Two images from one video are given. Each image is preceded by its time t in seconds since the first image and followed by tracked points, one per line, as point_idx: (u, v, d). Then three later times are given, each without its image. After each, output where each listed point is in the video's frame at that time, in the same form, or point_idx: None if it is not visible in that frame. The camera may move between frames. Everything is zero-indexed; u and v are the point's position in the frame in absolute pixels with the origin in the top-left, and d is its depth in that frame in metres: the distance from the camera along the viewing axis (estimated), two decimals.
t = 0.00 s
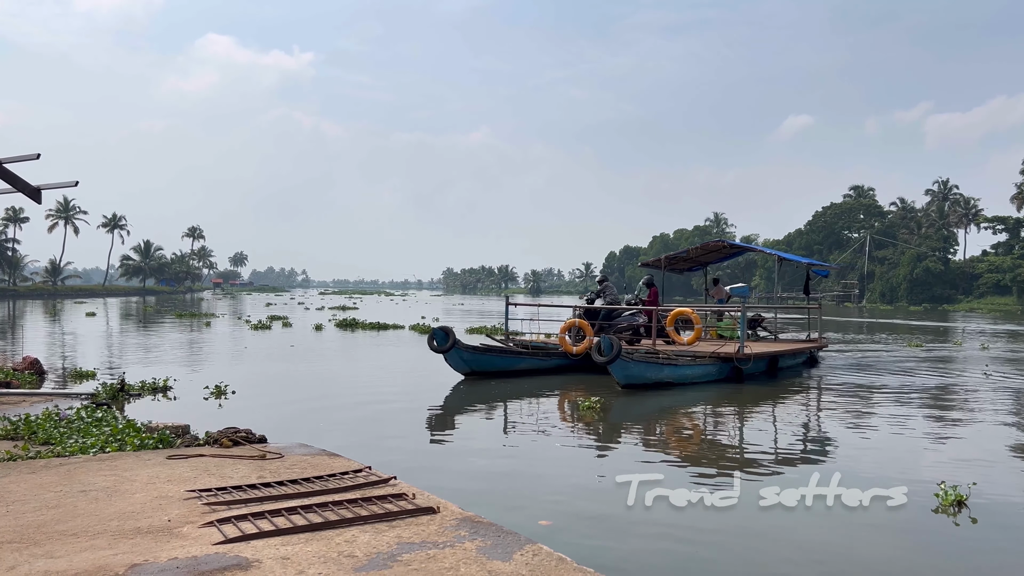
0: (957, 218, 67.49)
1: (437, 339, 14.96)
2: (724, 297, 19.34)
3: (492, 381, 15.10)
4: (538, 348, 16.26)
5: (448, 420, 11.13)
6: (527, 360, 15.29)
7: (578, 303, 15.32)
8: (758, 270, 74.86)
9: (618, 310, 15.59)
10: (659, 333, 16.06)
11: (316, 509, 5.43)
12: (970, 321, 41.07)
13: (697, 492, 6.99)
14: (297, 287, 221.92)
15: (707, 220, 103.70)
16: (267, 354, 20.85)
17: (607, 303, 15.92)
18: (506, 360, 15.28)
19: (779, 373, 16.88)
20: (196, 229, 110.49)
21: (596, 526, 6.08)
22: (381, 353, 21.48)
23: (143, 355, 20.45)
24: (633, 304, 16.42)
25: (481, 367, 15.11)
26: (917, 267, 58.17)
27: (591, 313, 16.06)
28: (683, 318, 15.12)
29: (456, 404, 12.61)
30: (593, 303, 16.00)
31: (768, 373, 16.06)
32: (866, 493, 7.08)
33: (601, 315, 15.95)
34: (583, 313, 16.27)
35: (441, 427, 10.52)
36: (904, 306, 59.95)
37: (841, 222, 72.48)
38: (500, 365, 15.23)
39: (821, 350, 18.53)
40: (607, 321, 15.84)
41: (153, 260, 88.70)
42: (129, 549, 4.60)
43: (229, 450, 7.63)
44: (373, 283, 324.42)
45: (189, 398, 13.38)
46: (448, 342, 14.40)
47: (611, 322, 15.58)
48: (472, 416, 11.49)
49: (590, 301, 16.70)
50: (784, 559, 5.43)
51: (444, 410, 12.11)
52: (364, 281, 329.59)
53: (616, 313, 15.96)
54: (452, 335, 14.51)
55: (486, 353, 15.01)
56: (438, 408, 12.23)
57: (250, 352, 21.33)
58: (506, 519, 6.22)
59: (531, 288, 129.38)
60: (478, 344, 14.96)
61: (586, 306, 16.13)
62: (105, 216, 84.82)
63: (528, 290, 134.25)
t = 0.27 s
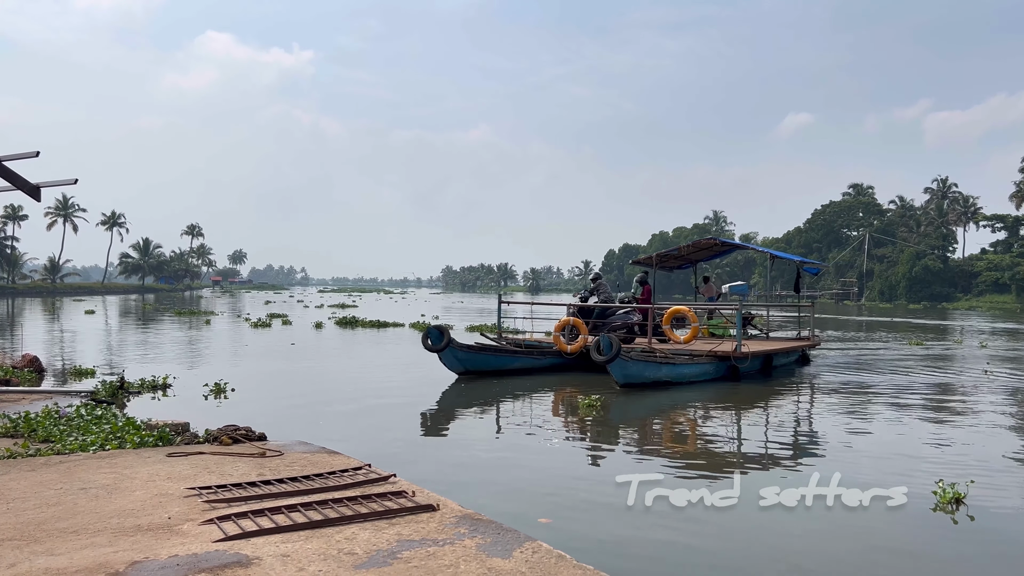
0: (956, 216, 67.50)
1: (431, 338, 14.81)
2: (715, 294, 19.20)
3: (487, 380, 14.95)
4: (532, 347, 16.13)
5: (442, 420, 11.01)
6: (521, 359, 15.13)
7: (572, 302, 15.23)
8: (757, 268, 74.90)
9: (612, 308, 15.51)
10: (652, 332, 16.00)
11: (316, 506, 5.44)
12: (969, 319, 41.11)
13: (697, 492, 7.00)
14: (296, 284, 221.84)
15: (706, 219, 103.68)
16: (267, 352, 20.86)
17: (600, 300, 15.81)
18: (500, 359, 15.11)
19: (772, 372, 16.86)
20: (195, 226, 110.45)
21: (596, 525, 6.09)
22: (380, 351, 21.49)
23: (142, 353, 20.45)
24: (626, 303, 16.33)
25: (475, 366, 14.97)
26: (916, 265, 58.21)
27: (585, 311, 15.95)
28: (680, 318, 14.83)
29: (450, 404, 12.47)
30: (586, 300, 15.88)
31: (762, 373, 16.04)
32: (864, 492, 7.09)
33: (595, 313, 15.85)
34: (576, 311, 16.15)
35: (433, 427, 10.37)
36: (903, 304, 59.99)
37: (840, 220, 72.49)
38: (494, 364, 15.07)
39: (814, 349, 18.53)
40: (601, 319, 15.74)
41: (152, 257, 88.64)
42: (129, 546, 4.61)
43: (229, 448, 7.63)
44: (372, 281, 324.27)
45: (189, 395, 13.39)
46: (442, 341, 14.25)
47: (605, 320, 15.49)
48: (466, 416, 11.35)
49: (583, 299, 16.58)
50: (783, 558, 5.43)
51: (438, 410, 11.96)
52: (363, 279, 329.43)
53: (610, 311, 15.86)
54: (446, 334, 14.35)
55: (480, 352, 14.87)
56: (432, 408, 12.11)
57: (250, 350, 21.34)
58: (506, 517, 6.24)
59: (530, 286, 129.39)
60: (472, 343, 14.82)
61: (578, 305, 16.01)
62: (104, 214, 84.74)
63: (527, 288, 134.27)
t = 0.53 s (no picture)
0: (954, 212, 67.55)
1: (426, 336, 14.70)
2: (702, 290, 19.12)
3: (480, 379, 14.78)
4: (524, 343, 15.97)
5: (437, 417, 10.91)
6: (515, 356, 15.01)
7: (563, 298, 15.04)
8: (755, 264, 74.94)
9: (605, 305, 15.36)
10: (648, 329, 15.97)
11: (316, 502, 5.45)
12: (967, 316, 41.16)
13: (697, 492, 6.98)
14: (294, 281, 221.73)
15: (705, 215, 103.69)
16: (265, 349, 20.86)
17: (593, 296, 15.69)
18: (495, 357, 14.99)
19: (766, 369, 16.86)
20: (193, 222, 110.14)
21: (596, 522, 6.08)
22: (379, 347, 21.51)
23: (140, 349, 20.43)
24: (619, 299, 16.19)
25: (468, 364, 14.79)
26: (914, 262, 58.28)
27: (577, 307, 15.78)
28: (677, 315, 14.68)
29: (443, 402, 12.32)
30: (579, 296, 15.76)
31: (755, 371, 16.04)
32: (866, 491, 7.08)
33: (588, 310, 15.68)
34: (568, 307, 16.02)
35: (427, 425, 10.22)
36: (901, 301, 60.06)
37: (838, 217, 72.54)
38: (488, 361, 14.95)
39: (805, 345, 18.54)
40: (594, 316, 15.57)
41: (149, 253, 88.52)
42: (129, 541, 4.62)
43: (229, 444, 7.64)
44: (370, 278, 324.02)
45: (188, 391, 13.40)
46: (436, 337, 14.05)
47: (598, 317, 15.37)
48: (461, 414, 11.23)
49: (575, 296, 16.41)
50: (788, 558, 5.40)
51: (431, 408, 11.80)
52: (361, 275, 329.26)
53: (603, 307, 15.70)
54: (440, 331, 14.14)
55: (473, 349, 14.71)
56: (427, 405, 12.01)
57: (248, 346, 21.34)
58: (506, 513, 6.26)
59: (528, 282, 129.39)
60: (466, 341, 14.66)
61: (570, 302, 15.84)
62: (102, 210, 84.62)
63: (525, 285, 134.27)
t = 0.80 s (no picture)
0: (949, 207, 67.67)
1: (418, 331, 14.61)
2: (689, 285, 18.62)
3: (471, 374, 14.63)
4: (515, 338, 15.87)
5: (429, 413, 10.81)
6: (508, 352, 14.89)
7: (554, 294, 14.90)
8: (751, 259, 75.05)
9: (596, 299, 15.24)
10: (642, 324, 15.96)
11: (312, 496, 5.46)
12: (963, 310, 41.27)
13: (697, 491, 6.76)
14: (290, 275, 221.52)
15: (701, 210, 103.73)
16: (261, 343, 20.84)
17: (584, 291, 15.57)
18: (487, 352, 14.87)
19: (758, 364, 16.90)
20: (188, 216, 109.86)
21: (592, 516, 6.08)
22: (375, 341, 21.52)
23: (136, 343, 20.42)
24: (609, 293, 16.08)
25: (460, 360, 14.64)
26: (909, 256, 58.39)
27: (567, 302, 15.64)
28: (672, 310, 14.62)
29: (435, 398, 12.17)
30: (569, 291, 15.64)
31: (748, 366, 16.07)
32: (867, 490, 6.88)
33: (578, 304, 15.54)
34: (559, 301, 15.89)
35: (419, 422, 10.08)
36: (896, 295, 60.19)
37: (834, 211, 72.64)
38: (481, 356, 14.84)
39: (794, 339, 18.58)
40: (584, 310, 15.44)
41: (145, 247, 88.32)
42: (126, 535, 4.62)
43: (225, 438, 7.64)
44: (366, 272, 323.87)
45: (184, 385, 13.40)
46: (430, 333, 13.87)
47: (589, 311, 15.25)
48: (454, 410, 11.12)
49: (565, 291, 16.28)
50: (794, 563, 5.19)
51: (423, 404, 11.65)
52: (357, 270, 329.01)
53: (594, 302, 15.57)
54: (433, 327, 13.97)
55: (465, 345, 14.55)
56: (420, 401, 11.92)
57: (244, 340, 21.33)
58: (503, 507, 6.27)
59: (524, 276, 129.37)
60: (458, 336, 14.50)
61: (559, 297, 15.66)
62: (97, 204, 84.39)
63: (521, 279, 134.26)
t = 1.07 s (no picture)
0: (942, 198, 67.79)
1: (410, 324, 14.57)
2: (673, 276, 18.58)
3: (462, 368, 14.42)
4: (504, 330, 15.73)
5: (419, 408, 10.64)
6: (499, 344, 14.70)
7: (545, 285, 14.80)
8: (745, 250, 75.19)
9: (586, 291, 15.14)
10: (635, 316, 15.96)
11: (308, 487, 5.47)
12: (955, 302, 41.47)
13: (698, 492, 6.49)
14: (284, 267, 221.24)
15: (695, 202, 103.81)
16: (255, 335, 20.83)
17: (574, 282, 15.46)
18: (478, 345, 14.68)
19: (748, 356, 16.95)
20: (182, 208, 109.17)
21: (587, 508, 6.08)
22: (371, 333, 21.54)
23: (130, 336, 20.39)
24: (599, 285, 16.03)
25: (451, 353, 14.42)
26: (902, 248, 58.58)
27: (557, 294, 15.57)
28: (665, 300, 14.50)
29: (426, 392, 11.97)
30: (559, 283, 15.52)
31: (737, 357, 16.13)
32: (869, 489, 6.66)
33: (569, 296, 15.48)
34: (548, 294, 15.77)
35: (411, 418, 9.89)
36: (889, 286, 60.37)
37: (827, 202, 72.80)
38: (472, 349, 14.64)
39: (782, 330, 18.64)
40: (575, 302, 15.38)
41: (138, 239, 88.03)
42: (123, 526, 4.63)
43: (220, 430, 7.65)
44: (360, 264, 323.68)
45: (179, 378, 13.39)
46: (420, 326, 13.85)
47: (579, 303, 15.14)
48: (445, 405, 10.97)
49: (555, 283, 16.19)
50: (804, 568, 4.96)
51: (414, 399, 11.46)
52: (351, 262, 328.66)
53: (584, 293, 15.50)
54: (424, 319, 13.96)
55: (456, 338, 14.32)
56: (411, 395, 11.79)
57: (238, 333, 21.32)
58: (500, 498, 6.28)
59: (519, 268, 129.42)
60: (449, 329, 14.26)
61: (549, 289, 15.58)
62: (89, 197, 84.12)
63: (516, 271, 134.31)
